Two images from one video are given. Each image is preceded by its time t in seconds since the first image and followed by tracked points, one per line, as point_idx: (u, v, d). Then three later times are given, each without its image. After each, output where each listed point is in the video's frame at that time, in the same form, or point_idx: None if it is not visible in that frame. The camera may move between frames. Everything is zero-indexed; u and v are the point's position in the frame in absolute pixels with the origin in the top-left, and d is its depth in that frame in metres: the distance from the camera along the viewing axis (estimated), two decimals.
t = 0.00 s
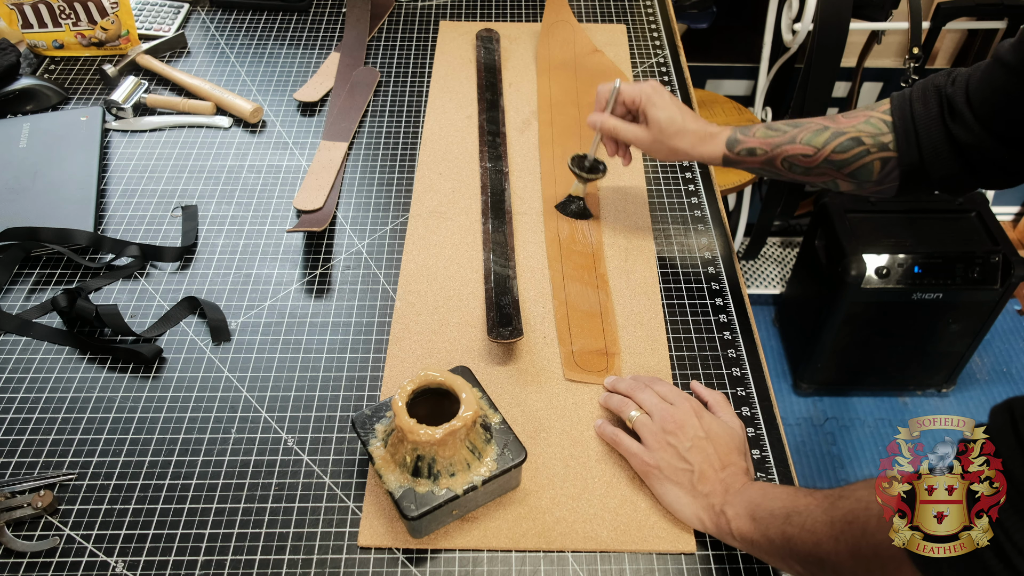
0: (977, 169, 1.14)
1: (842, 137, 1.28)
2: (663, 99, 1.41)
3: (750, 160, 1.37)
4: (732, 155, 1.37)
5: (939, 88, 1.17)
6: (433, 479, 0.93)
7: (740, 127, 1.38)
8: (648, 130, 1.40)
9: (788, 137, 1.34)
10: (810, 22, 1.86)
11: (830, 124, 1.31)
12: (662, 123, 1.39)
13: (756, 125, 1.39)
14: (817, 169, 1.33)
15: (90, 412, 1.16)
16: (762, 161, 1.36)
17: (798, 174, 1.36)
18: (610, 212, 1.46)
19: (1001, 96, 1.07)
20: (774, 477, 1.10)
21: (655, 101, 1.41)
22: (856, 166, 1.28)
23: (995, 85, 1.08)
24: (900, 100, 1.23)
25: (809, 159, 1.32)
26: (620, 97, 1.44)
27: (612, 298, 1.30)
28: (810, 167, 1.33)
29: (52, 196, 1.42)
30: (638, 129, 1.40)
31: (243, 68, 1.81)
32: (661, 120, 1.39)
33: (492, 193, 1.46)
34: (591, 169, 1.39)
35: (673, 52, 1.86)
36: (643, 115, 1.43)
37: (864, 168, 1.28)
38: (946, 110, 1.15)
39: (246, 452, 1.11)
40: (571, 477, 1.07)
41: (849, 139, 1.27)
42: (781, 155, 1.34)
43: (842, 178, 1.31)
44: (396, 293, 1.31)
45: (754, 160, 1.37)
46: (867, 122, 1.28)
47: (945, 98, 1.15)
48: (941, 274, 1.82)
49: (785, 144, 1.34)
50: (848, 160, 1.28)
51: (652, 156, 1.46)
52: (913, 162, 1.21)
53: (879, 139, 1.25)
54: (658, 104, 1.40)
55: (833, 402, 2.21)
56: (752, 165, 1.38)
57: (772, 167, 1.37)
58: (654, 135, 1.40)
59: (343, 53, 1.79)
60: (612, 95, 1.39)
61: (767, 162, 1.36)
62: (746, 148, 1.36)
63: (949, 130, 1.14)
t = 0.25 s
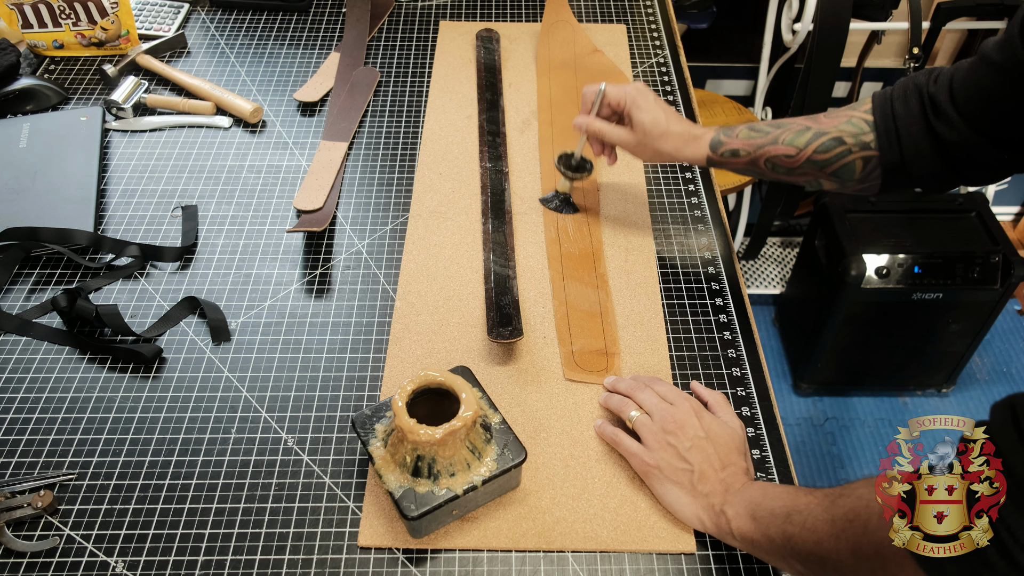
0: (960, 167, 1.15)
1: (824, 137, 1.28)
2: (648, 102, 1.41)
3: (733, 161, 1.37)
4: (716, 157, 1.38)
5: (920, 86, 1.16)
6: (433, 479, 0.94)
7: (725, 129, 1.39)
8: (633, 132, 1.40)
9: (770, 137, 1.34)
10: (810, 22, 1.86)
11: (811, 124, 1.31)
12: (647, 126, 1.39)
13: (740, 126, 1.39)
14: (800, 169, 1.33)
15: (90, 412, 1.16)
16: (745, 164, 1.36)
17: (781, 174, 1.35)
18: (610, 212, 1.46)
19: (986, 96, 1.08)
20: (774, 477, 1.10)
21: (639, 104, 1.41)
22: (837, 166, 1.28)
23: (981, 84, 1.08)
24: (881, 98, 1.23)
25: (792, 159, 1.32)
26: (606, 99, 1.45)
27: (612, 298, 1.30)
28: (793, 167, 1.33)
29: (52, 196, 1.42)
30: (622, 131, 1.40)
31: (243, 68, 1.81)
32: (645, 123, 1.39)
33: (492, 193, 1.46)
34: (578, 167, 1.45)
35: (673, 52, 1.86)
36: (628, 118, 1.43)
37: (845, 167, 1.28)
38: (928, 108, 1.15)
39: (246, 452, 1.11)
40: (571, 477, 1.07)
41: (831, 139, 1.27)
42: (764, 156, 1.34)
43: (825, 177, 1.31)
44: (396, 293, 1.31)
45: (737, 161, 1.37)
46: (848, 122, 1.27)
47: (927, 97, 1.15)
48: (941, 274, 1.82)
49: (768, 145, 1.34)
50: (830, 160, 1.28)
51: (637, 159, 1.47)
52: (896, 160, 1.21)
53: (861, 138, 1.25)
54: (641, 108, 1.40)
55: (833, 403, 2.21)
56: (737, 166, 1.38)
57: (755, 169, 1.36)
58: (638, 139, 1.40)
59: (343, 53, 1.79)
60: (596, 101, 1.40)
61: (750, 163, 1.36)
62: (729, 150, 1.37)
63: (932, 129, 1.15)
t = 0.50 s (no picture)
0: (956, 164, 1.16)
1: (820, 136, 1.30)
2: (646, 103, 1.41)
3: (732, 161, 1.38)
4: (714, 157, 1.39)
5: (914, 85, 1.17)
6: (433, 479, 0.94)
7: (721, 128, 1.40)
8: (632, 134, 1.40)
9: (767, 137, 1.35)
10: (810, 22, 1.86)
11: (808, 123, 1.33)
12: (646, 126, 1.40)
13: (736, 126, 1.40)
14: (797, 168, 1.34)
15: (90, 412, 1.16)
16: (743, 163, 1.38)
17: (777, 173, 1.37)
18: (610, 212, 1.46)
19: (983, 94, 1.09)
20: (774, 477, 1.10)
21: (637, 106, 1.41)
22: (834, 163, 1.30)
23: (976, 82, 1.10)
24: (876, 97, 1.23)
25: (788, 159, 1.34)
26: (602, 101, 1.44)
27: (612, 298, 1.30)
28: (790, 167, 1.35)
29: (52, 196, 1.42)
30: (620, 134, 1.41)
31: (243, 68, 1.81)
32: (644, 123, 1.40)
33: (492, 193, 1.46)
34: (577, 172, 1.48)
35: (673, 52, 1.86)
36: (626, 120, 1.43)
37: (842, 166, 1.30)
38: (923, 107, 1.16)
39: (246, 452, 1.11)
40: (571, 477, 1.07)
41: (827, 138, 1.29)
42: (760, 155, 1.36)
43: (822, 175, 1.33)
44: (396, 293, 1.31)
45: (735, 161, 1.38)
46: (843, 121, 1.30)
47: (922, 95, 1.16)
48: (941, 274, 1.82)
49: (764, 145, 1.35)
50: (827, 159, 1.30)
51: (634, 159, 1.48)
52: (890, 158, 1.21)
53: (856, 136, 1.28)
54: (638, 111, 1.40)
55: (833, 402, 2.21)
56: (734, 165, 1.40)
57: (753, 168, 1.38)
58: (637, 140, 1.41)
59: (343, 53, 1.79)
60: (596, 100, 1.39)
61: (748, 163, 1.38)
62: (727, 150, 1.38)
63: (927, 127, 1.15)
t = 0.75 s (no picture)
0: (968, 156, 1.16)
1: (836, 129, 1.30)
2: (658, 101, 1.41)
3: (746, 156, 1.38)
4: (728, 152, 1.38)
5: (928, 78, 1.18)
6: (433, 479, 0.94)
7: (735, 123, 1.39)
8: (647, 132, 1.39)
9: (782, 131, 1.35)
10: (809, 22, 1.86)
11: (823, 117, 1.32)
12: (659, 124, 1.39)
13: (751, 120, 1.39)
14: (812, 162, 1.34)
15: (90, 412, 1.16)
16: (758, 157, 1.37)
17: (793, 166, 1.37)
18: (610, 212, 1.46)
19: (991, 85, 1.09)
20: (774, 478, 1.10)
21: (650, 103, 1.40)
22: (850, 157, 1.30)
23: (981, 75, 1.10)
24: (890, 91, 1.24)
25: (804, 152, 1.33)
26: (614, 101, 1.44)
27: (612, 298, 1.30)
28: (806, 160, 1.34)
29: (52, 196, 1.42)
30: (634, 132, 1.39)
31: (243, 68, 1.81)
32: (658, 122, 1.39)
33: (492, 193, 1.46)
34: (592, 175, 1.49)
35: (673, 52, 1.86)
36: (639, 118, 1.43)
37: (858, 159, 1.29)
38: (936, 99, 1.16)
39: (246, 453, 1.11)
40: (571, 477, 1.07)
41: (843, 131, 1.29)
42: (776, 150, 1.35)
43: (837, 169, 1.33)
44: (396, 293, 1.31)
45: (750, 156, 1.38)
46: (857, 114, 1.29)
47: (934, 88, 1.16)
48: (941, 274, 1.82)
49: (779, 139, 1.35)
50: (843, 152, 1.30)
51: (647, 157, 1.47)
52: (906, 151, 1.22)
53: (872, 129, 1.27)
54: (649, 109, 1.40)
55: (833, 402, 2.21)
56: (749, 160, 1.40)
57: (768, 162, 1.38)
58: (651, 138, 1.40)
59: (343, 53, 1.79)
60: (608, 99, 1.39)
61: (763, 156, 1.37)
62: (742, 145, 1.37)
63: (940, 118, 1.16)
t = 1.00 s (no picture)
0: (971, 145, 1.15)
1: (840, 119, 1.29)
2: (663, 98, 1.45)
3: (751, 149, 1.39)
4: (734, 145, 1.39)
5: (932, 64, 1.17)
6: (433, 479, 0.94)
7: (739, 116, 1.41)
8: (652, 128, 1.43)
9: (787, 122, 1.35)
10: (809, 22, 1.86)
11: (825, 107, 1.32)
12: (664, 120, 1.43)
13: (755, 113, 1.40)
14: (817, 151, 1.34)
15: (90, 412, 1.16)
16: (764, 149, 1.38)
17: (798, 158, 1.37)
18: (610, 212, 1.46)
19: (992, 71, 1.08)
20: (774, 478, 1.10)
21: (654, 100, 1.44)
22: (854, 147, 1.30)
23: (985, 60, 1.09)
24: (893, 80, 1.24)
25: (809, 143, 1.34)
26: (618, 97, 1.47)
27: (612, 298, 1.31)
28: (811, 150, 1.34)
29: (52, 196, 1.42)
30: (640, 129, 1.43)
31: (243, 68, 1.81)
32: (663, 117, 1.43)
33: (492, 193, 1.46)
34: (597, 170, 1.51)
35: (672, 52, 1.86)
36: (643, 115, 1.46)
37: (862, 148, 1.29)
38: (939, 87, 1.16)
39: (246, 452, 1.11)
40: (570, 477, 1.07)
41: (847, 121, 1.28)
42: (781, 141, 1.36)
43: (842, 159, 1.32)
44: (396, 293, 1.31)
45: (755, 148, 1.39)
46: (861, 104, 1.28)
47: (938, 74, 1.16)
48: (940, 275, 1.82)
49: (784, 131, 1.35)
50: (847, 142, 1.30)
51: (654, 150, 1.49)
52: (910, 139, 1.21)
53: (876, 118, 1.26)
54: (657, 108, 1.44)
55: (832, 403, 2.21)
56: (754, 152, 1.40)
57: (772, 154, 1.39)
58: (656, 134, 1.43)
59: (343, 53, 1.79)
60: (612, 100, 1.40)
61: (768, 148, 1.38)
62: (747, 137, 1.38)
63: (942, 105, 1.15)
